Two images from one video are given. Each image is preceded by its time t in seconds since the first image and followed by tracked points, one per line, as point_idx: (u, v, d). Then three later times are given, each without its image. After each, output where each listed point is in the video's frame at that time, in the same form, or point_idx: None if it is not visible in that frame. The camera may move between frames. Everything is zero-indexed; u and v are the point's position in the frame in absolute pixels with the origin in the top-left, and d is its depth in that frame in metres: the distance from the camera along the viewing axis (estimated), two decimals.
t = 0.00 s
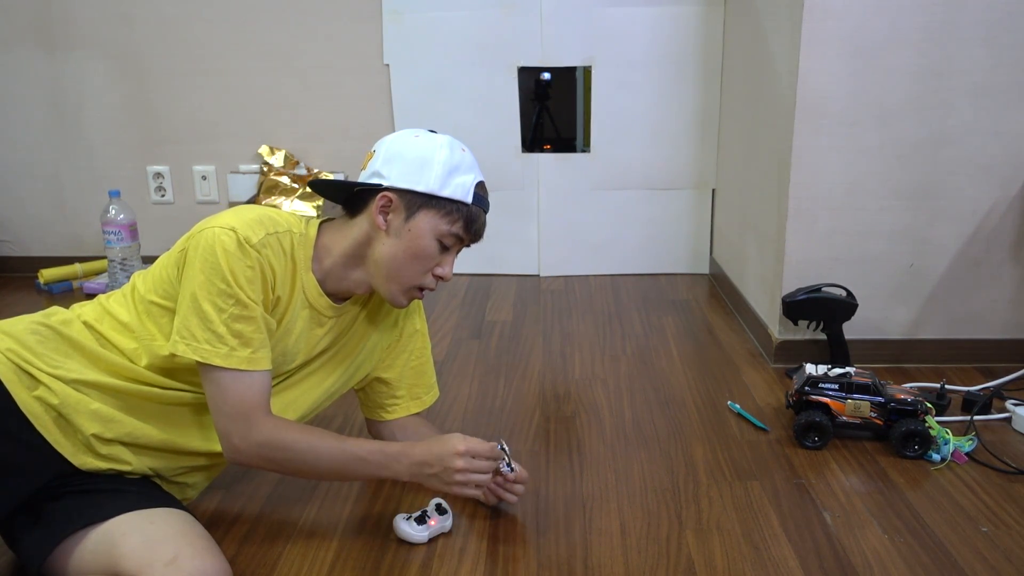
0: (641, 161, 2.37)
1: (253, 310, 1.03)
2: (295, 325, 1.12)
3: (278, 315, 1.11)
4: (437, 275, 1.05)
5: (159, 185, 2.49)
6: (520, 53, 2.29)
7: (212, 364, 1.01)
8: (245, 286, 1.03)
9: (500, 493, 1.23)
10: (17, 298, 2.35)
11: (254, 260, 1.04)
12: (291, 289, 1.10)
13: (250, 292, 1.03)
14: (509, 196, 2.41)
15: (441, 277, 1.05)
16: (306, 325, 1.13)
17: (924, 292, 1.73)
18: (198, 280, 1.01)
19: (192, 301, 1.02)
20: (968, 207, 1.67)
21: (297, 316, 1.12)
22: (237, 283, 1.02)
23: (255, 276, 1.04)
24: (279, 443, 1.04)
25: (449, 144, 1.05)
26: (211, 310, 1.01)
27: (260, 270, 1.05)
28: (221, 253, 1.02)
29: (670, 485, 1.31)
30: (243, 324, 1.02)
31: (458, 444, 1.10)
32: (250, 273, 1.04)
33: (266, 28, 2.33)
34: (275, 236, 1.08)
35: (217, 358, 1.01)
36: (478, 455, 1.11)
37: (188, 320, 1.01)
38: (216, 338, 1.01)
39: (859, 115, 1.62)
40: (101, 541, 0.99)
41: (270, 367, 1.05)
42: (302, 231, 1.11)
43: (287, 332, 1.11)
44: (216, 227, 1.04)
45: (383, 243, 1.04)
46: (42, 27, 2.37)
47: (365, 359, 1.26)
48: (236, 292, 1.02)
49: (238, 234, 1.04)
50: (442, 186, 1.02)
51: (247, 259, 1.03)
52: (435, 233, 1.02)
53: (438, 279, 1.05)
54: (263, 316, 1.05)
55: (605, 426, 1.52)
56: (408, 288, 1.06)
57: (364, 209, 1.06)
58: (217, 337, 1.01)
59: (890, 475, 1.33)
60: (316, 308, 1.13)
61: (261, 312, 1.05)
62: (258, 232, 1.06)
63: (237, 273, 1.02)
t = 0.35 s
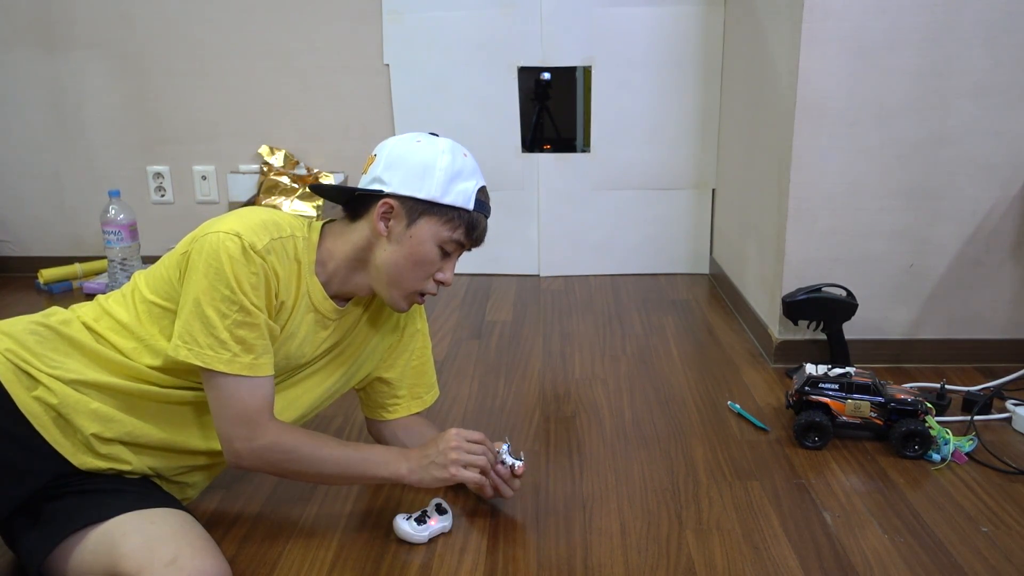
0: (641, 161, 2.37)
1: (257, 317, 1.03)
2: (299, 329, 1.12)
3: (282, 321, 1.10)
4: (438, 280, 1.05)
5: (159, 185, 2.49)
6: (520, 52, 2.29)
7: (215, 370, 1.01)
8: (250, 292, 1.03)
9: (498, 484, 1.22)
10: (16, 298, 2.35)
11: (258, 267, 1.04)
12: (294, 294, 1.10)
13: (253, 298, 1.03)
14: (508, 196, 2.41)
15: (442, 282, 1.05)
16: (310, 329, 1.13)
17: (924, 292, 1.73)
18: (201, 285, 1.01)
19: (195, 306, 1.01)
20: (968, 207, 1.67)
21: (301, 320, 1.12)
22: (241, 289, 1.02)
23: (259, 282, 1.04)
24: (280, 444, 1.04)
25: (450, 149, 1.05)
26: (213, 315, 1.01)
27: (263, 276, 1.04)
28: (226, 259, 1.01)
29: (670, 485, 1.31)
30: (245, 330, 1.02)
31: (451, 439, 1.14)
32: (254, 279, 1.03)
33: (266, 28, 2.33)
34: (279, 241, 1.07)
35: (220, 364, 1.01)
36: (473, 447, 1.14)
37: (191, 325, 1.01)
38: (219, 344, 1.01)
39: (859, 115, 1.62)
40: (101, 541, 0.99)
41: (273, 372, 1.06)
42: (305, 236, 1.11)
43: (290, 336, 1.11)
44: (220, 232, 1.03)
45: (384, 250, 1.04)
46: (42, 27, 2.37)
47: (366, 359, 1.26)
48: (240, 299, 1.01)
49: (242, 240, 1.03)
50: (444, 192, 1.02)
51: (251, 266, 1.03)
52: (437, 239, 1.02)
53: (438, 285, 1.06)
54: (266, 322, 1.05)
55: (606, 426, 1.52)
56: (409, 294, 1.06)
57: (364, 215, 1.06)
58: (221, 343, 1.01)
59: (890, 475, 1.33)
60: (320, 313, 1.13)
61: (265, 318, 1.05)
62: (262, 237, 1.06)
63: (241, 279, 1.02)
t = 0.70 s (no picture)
0: (641, 161, 2.37)
1: (258, 317, 1.03)
2: (300, 329, 1.12)
3: (283, 321, 1.10)
4: (437, 281, 1.05)
5: (159, 185, 2.49)
6: (520, 53, 2.29)
7: (216, 371, 1.01)
8: (251, 293, 1.03)
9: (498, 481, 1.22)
10: (16, 298, 2.35)
11: (259, 267, 1.04)
12: (295, 294, 1.10)
13: (255, 298, 1.03)
14: (508, 197, 2.41)
15: (441, 283, 1.05)
16: (311, 329, 1.13)
17: (924, 292, 1.73)
18: (202, 286, 1.01)
19: (195, 307, 1.01)
20: (968, 208, 1.67)
21: (302, 320, 1.12)
22: (243, 290, 1.02)
23: (259, 282, 1.04)
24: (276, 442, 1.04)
25: (451, 151, 1.05)
26: (214, 316, 1.01)
27: (264, 276, 1.05)
28: (226, 260, 1.01)
29: (670, 485, 1.31)
30: (246, 331, 1.02)
31: (456, 440, 1.13)
32: (255, 279, 1.03)
33: (266, 28, 2.33)
34: (279, 242, 1.07)
35: (221, 365, 1.01)
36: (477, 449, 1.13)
37: (192, 325, 1.01)
38: (220, 344, 1.01)
39: (859, 115, 1.62)
40: (101, 542, 0.99)
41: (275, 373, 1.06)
42: (305, 236, 1.11)
43: (291, 336, 1.11)
44: (221, 233, 1.03)
45: (384, 250, 1.04)
46: (42, 27, 2.37)
47: (366, 359, 1.26)
48: (241, 299, 1.01)
49: (243, 240, 1.03)
50: (444, 194, 1.02)
51: (251, 266, 1.03)
52: (437, 240, 1.03)
53: (438, 286, 1.06)
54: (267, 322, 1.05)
55: (606, 426, 1.52)
56: (408, 294, 1.06)
57: (364, 216, 1.06)
58: (222, 343, 1.01)
59: (890, 474, 1.33)
60: (321, 313, 1.13)
61: (266, 318, 1.05)
62: (262, 238, 1.06)
63: (242, 279, 1.02)
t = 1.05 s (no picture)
0: (641, 161, 2.37)
1: (257, 319, 1.03)
2: (300, 329, 1.12)
3: (282, 321, 1.10)
4: (437, 282, 1.05)
5: (159, 185, 2.49)
6: (520, 53, 2.29)
7: (216, 372, 1.01)
8: (250, 295, 1.03)
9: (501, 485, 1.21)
10: (16, 298, 2.35)
11: (258, 269, 1.04)
12: (295, 295, 1.10)
13: (254, 300, 1.03)
14: (508, 196, 2.41)
15: (441, 284, 1.05)
16: (311, 329, 1.13)
17: (924, 292, 1.73)
18: (201, 288, 1.01)
19: (194, 308, 1.01)
20: (968, 208, 1.67)
21: (302, 321, 1.12)
22: (243, 292, 1.02)
23: (259, 284, 1.04)
24: (277, 442, 1.04)
25: (451, 151, 1.05)
26: (214, 317, 1.01)
27: (263, 277, 1.05)
28: (225, 262, 1.01)
29: (670, 485, 1.31)
30: (246, 332, 1.02)
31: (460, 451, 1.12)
32: (254, 281, 1.03)
33: (266, 27, 2.33)
34: (278, 243, 1.08)
35: (221, 367, 1.01)
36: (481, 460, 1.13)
37: (191, 327, 1.01)
38: (220, 346, 1.01)
39: (859, 115, 1.62)
40: (101, 542, 0.99)
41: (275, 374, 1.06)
42: (305, 237, 1.11)
43: (291, 337, 1.11)
44: (220, 234, 1.03)
45: (384, 251, 1.04)
46: (42, 27, 2.37)
47: (365, 360, 1.26)
48: (240, 301, 1.01)
49: (242, 242, 1.03)
50: (443, 195, 1.02)
51: (251, 268, 1.03)
52: (436, 241, 1.03)
53: (438, 286, 1.06)
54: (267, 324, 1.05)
55: (606, 426, 1.52)
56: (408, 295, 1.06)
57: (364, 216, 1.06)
58: (222, 345, 1.01)
59: (890, 474, 1.33)
60: (321, 313, 1.13)
61: (265, 320, 1.05)
62: (261, 239, 1.06)
63: (241, 281, 1.02)
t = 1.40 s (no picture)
0: (641, 161, 2.38)
1: (256, 316, 1.03)
2: (299, 327, 1.12)
3: (281, 319, 1.10)
4: (438, 276, 1.05)
5: (159, 185, 2.49)
6: (520, 53, 2.29)
7: (215, 369, 1.01)
8: (248, 291, 1.03)
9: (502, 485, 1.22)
10: (16, 298, 2.35)
11: (257, 266, 1.04)
12: (294, 292, 1.10)
13: (252, 297, 1.03)
14: (508, 196, 2.41)
15: (442, 278, 1.05)
16: (311, 327, 1.13)
17: (924, 292, 1.73)
18: (200, 285, 1.01)
19: (193, 306, 1.01)
20: (968, 208, 1.67)
21: (301, 318, 1.12)
22: (240, 289, 1.02)
23: (257, 281, 1.04)
24: (276, 442, 1.04)
25: (449, 146, 1.05)
26: (212, 314, 1.01)
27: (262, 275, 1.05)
28: (224, 259, 1.01)
29: (670, 485, 1.31)
30: (245, 329, 1.02)
31: (451, 443, 1.12)
32: (253, 278, 1.04)
33: (266, 27, 2.33)
34: (277, 240, 1.08)
35: (219, 364, 1.01)
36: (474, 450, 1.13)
37: (190, 324, 1.01)
38: (218, 342, 1.01)
39: (859, 115, 1.62)
40: (101, 542, 0.99)
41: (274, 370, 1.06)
42: (304, 235, 1.11)
43: (290, 335, 1.12)
44: (218, 232, 1.03)
45: (384, 244, 1.04)
46: (42, 27, 2.37)
47: (365, 358, 1.26)
48: (239, 298, 1.02)
49: (240, 239, 1.03)
50: (442, 187, 1.02)
51: (249, 265, 1.03)
52: (436, 234, 1.03)
53: (439, 280, 1.06)
54: (265, 321, 1.05)
55: (606, 426, 1.52)
56: (409, 289, 1.06)
57: (364, 211, 1.06)
58: (220, 342, 1.01)
59: (890, 474, 1.33)
60: (320, 311, 1.13)
61: (264, 316, 1.05)
62: (259, 236, 1.06)
63: (239, 279, 1.02)
